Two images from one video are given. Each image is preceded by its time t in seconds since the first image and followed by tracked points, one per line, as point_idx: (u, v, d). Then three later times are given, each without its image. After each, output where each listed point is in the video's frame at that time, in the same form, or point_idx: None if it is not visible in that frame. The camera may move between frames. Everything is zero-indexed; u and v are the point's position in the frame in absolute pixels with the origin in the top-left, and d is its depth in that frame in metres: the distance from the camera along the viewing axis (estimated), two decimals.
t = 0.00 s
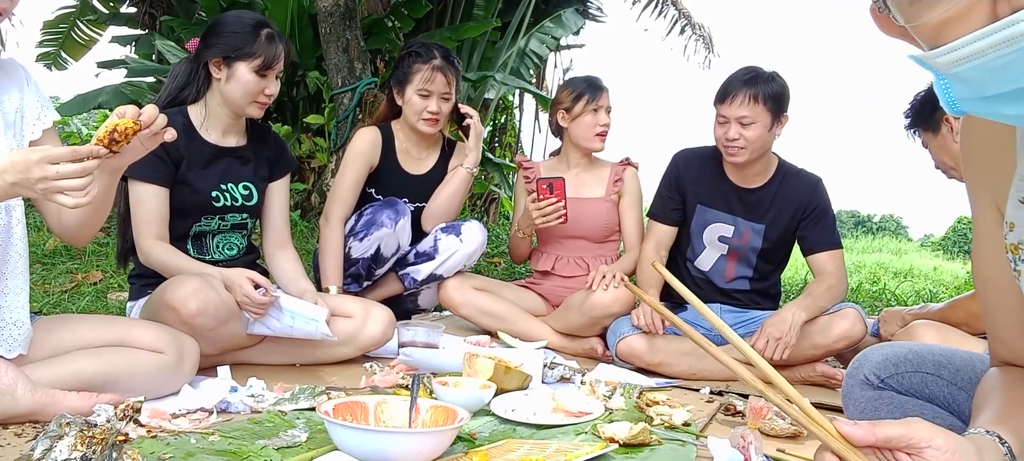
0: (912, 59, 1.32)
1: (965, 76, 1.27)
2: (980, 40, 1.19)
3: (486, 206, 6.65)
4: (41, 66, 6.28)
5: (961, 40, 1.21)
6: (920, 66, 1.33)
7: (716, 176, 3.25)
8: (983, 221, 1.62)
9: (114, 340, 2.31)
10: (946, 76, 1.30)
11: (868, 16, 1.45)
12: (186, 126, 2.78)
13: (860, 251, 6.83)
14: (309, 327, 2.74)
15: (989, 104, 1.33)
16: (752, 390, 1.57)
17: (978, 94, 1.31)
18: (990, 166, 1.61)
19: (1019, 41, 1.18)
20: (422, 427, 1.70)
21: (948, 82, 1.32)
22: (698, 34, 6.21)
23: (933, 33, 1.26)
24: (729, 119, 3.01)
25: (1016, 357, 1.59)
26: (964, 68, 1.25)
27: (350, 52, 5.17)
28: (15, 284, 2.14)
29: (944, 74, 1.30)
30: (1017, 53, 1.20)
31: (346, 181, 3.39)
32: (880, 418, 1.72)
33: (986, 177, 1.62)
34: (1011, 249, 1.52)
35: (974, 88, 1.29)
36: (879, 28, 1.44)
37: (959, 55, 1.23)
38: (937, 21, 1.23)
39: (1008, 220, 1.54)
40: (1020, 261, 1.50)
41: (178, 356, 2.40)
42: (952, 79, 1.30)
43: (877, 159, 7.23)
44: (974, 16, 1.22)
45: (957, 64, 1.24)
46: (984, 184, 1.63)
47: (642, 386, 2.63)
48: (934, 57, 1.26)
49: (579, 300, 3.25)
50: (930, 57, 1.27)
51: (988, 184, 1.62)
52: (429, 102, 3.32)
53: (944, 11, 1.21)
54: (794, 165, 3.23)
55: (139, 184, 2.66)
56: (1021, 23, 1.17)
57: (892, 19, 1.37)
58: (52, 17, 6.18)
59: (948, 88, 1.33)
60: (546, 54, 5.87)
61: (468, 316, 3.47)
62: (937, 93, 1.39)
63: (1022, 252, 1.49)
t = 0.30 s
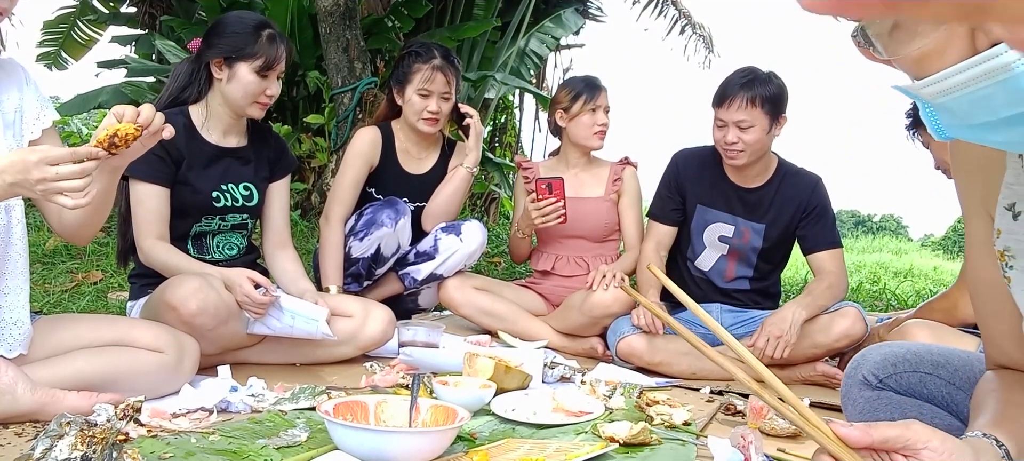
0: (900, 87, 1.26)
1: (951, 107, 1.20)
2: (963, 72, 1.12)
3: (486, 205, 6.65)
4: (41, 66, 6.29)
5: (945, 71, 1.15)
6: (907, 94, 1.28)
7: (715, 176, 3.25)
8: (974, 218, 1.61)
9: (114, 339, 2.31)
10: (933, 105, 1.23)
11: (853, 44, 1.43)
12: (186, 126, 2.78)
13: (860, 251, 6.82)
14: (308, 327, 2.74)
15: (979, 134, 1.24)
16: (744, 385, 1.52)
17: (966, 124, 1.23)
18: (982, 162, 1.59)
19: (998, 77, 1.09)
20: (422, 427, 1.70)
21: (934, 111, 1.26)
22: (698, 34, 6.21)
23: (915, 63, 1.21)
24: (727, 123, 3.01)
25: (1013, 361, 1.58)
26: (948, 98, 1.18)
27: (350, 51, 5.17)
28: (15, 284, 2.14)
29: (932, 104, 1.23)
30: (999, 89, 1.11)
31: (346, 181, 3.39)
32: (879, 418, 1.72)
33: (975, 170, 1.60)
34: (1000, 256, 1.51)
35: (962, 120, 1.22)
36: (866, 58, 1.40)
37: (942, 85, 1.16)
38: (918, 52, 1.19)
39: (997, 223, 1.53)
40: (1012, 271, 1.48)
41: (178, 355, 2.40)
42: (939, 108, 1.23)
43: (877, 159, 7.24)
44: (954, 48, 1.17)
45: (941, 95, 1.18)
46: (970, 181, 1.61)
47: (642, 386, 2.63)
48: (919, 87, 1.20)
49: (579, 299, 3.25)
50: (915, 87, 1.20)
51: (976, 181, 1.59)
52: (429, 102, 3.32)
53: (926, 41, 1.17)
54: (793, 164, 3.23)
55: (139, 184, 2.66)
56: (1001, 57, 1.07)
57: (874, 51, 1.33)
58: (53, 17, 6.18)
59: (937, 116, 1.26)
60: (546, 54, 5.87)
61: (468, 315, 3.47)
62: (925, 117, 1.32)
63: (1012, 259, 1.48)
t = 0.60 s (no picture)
0: (889, 102, 1.20)
1: (946, 118, 1.15)
2: (954, 85, 1.06)
3: (486, 205, 6.65)
4: (41, 66, 6.29)
5: (935, 85, 1.09)
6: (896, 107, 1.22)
7: (713, 175, 3.25)
8: (967, 216, 1.56)
9: (114, 339, 2.31)
10: (925, 118, 1.19)
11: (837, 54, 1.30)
12: (186, 126, 2.77)
13: (860, 251, 6.82)
14: (308, 327, 2.74)
15: (972, 141, 1.23)
16: (715, 385, 1.43)
17: (960, 133, 1.20)
18: (972, 164, 1.53)
19: (991, 89, 1.05)
20: (421, 427, 1.70)
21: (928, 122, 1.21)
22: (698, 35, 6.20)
23: (905, 79, 1.12)
24: (726, 133, 3.01)
25: (1012, 361, 1.54)
26: (941, 111, 1.13)
27: (350, 51, 5.17)
28: (15, 285, 2.14)
29: (925, 116, 1.18)
30: (992, 98, 1.07)
31: (346, 180, 3.40)
32: (880, 419, 1.72)
33: (965, 166, 1.54)
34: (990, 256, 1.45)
35: (959, 126, 1.17)
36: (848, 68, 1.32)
37: (934, 100, 1.11)
38: (909, 69, 1.10)
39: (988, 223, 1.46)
40: (998, 268, 1.43)
41: (178, 355, 2.40)
42: (931, 121, 1.19)
43: (877, 160, 7.22)
44: (945, 62, 1.07)
45: (934, 109, 1.12)
46: (966, 178, 1.54)
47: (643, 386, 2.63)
48: (909, 102, 1.14)
49: (579, 299, 3.25)
50: (906, 102, 1.15)
51: (967, 183, 1.54)
52: (429, 101, 3.32)
53: (915, 57, 1.08)
54: (792, 163, 3.23)
55: (139, 184, 2.65)
56: (993, 69, 1.01)
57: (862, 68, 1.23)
58: (53, 16, 6.18)
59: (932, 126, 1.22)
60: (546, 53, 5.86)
61: (469, 315, 3.47)
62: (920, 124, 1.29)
63: (1000, 259, 1.42)
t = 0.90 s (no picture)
0: (889, 108, 1.20)
1: (946, 123, 1.15)
2: (955, 91, 1.06)
3: (486, 205, 6.65)
4: (41, 66, 6.29)
5: (935, 91, 1.09)
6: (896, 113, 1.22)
7: (711, 176, 3.25)
8: (961, 220, 1.56)
9: (115, 339, 2.31)
10: (925, 123, 1.19)
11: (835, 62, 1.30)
12: (187, 126, 2.77)
13: (860, 251, 6.82)
14: (306, 327, 2.74)
15: (974, 147, 1.23)
16: (716, 384, 1.43)
17: (960, 139, 1.20)
18: (967, 169, 1.53)
19: (993, 93, 1.05)
20: (421, 427, 1.70)
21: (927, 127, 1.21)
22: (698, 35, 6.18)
23: (905, 85, 1.12)
24: (723, 130, 2.99)
25: (1007, 363, 1.54)
26: (942, 117, 1.13)
27: (350, 51, 5.17)
28: (15, 285, 2.14)
29: (925, 122, 1.18)
30: (993, 103, 1.07)
31: (346, 181, 3.40)
32: (877, 419, 1.72)
33: (960, 167, 1.54)
34: (985, 257, 1.45)
35: (958, 131, 1.17)
36: (845, 75, 1.32)
37: (934, 106, 1.11)
38: (907, 76, 1.10)
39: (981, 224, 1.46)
40: (993, 270, 1.43)
41: (178, 355, 2.40)
42: (931, 126, 1.19)
43: (877, 162, 7.20)
44: (945, 69, 1.07)
45: (935, 114, 1.12)
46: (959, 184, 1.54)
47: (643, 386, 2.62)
48: (910, 107, 1.14)
49: (579, 299, 3.25)
50: (907, 107, 1.15)
51: (961, 188, 1.54)
52: (430, 101, 3.32)
53: (913, 64, 1.08)
54: (790, 163, 3.22)
55: (139, 184, 2.65)
56: (995, 73, 1.02)
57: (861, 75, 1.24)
58: (53, 16, 6.18)
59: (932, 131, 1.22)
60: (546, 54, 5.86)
61: (468, 315, 3.47)
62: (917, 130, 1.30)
63: (994, 261, 1.41)
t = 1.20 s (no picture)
0: (889, 111, 1.21)
1: (946, 126, 1.15)
2: (954, 93, 1.07)
3: (486, 205, 6.65)
4: (41, 66, 6.29)
5: (936, 93, 1.09)
6: (895, 116, 1.22)
7: (711, 176, 3.25)
8: (960, 220, 1.55)
9: (115, 339, 2.31)
10: (925, 126, 1.19)
11: (835, 64, 1.31)
12: (187, 126, 2.77)
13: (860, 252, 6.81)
14: (306, 327, 2.74)
15: (975, 150, 1.22)
16: (716, 385, 1.43)
17: (959, 141, 1.20)
18: (966, 171, 1.53)
19: (993, 96, 1.05)
20: (421, 427, 1.70)
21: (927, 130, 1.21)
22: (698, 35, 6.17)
23: (905, 88, 1.13)
24: (724, 127, 3.00)
25: (1007, 362, 1.54)
26: (943, 119, 1.13)
27: (350, 51, 5.17)
28: (15, 284, 2.14)
29: (925, 125, 1.18)
30: (993, 106, 1.07)
31: (346, 181, 3.40)
32: (877, 419, 1.72)
33: (957, 168, 1.54)
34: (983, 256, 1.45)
35: (958, 134, 1.17)
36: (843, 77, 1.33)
37: (934, 109, 1.11)
38: (906, 78, 1.10)
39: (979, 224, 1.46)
40: (991, 269, 1.43)
41: (178, 355, 2.40)
42: (930, 128, 1.19)
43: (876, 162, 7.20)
44: (945, 72, 1.08)
45: (936, 116, 1.12)
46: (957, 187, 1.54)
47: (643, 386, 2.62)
48: (910, 110, 1.14)
49: (579, 299, 3.25)
50: (906, 110, 1.15)
51: (958, 189, 1.54)
52: (430, 101, 3.32)
53: (913, 66, 1.09)
54: (789, 162, 3.22)
55: (139, 184, 2.65)
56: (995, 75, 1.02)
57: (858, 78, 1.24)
58: (53, 16, 6.18)
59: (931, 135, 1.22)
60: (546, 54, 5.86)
61: (468, 315, 3.47)
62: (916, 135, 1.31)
63: (992, 261, 1.42)
